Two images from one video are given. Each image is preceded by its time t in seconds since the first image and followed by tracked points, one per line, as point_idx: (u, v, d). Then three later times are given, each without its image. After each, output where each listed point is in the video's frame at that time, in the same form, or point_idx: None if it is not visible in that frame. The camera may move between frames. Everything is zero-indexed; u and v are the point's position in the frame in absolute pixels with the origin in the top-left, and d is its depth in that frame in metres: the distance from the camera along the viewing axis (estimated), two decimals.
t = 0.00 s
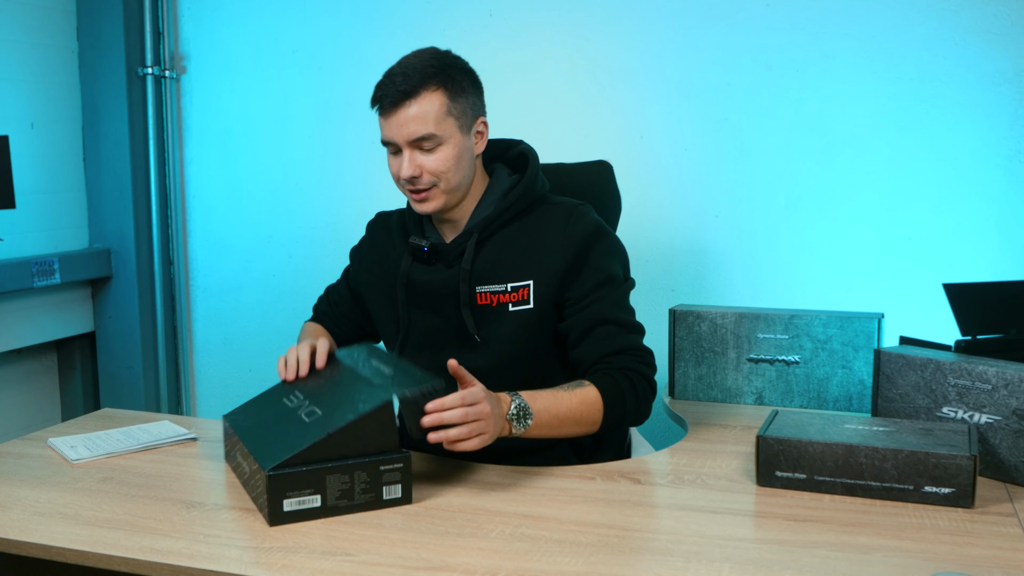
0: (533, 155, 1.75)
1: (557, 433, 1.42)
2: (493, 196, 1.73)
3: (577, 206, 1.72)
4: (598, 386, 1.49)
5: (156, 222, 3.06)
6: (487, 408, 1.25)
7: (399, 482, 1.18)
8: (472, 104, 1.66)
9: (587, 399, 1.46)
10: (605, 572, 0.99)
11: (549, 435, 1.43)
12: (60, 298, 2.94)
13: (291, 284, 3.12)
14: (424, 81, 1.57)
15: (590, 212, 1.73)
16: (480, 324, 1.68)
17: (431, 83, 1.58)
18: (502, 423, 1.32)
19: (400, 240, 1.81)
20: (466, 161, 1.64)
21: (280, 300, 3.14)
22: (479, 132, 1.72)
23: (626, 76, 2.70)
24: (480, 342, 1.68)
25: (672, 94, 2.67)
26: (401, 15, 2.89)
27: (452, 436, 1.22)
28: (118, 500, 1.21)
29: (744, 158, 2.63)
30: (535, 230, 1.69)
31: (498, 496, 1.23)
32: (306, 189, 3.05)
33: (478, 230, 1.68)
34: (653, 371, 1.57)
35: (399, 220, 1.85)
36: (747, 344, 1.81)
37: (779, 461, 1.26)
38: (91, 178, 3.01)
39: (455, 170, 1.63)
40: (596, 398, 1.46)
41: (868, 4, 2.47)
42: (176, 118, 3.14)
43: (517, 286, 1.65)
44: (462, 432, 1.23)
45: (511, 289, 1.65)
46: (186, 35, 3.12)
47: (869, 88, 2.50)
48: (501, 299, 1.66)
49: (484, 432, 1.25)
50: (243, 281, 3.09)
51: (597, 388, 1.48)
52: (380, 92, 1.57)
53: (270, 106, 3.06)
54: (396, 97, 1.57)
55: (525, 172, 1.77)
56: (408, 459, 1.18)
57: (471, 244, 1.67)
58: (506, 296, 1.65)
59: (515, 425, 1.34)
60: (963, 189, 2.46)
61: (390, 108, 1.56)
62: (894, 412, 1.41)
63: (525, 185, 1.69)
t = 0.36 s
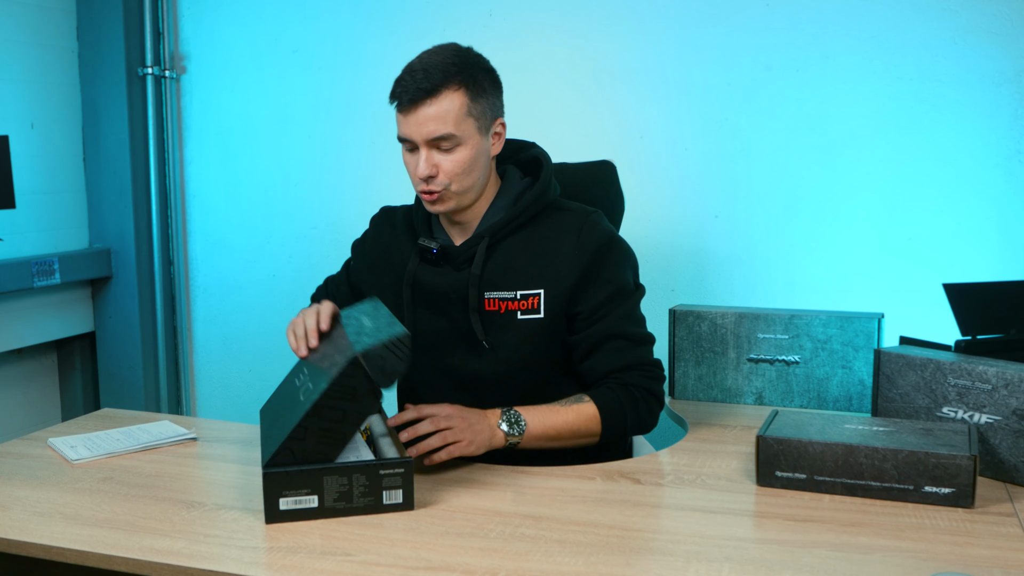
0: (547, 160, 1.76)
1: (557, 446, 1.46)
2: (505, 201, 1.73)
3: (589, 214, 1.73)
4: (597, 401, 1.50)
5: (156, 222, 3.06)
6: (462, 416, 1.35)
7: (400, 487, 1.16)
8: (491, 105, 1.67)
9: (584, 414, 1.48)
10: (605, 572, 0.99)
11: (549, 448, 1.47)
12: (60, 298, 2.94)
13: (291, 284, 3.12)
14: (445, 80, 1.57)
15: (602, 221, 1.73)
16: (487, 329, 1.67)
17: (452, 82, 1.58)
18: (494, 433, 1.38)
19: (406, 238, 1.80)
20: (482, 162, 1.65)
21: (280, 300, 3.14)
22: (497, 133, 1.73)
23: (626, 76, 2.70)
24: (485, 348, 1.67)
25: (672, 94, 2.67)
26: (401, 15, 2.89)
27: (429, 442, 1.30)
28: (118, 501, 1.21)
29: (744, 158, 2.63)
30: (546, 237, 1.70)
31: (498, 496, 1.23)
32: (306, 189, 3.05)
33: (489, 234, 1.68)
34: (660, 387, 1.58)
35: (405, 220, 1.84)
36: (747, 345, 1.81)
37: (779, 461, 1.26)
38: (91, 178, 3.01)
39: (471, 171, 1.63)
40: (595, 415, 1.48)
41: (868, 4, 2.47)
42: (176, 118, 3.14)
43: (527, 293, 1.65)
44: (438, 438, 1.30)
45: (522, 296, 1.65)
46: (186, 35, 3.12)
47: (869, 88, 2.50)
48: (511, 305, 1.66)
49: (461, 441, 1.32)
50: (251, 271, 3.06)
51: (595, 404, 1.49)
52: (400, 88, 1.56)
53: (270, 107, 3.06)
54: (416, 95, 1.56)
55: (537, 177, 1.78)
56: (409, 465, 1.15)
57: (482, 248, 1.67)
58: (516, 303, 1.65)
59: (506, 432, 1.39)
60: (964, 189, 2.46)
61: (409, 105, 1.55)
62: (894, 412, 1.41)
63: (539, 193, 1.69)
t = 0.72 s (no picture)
0: (549, 161, 1.76)
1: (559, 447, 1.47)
2: (507, 203, 1.74)
3: (592, 215, 1.73)
4: (598, 403, 1.52)
5: (156, 222, 3.07)
6: (464, 422, 1.36)
7: (400, 488, 1.16)
8: (496, 106, 1.68)
9: (586, 416, 1.49)
10: (605, 572, 0.99)
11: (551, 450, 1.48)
12: (60, 298, 2.94)
13: (292, 284, 3.12)
14: (452, 80, 1.58)
15: (605, 222, 1.74)
16: (490, 330, 1.67)
17: (458, 83, 1.58)
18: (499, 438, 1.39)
19: (408, 239, 1.79)
20: (486, 163, 1.65)
21: (280, 300, 3.14)
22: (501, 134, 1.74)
23: (626, 76, 2.70)
24: (487, 349, 1.67)
25: (672, 94, 2.67)
26: (402, 15, 2.89)
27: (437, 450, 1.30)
28: (118, 501, 1.21)
29: (744, 158, 2.63)
30: (549, 238, 1.70)
31: (498, 496, 1.23)
32: (306, 189, 3.05)
33: (492, 235, 1.68)
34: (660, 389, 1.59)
35: (404, 220, 1.83)
36: (747, 344, 1.81)
37: (779, 461, 1.26)
38: (91, 179, 3.01)
39: (476, 172, 1.63)
40: (596, 416, 1.50)
41: (868, 4, 2.47)
42: (177, 119, 3.14)
43: (530, 295, 1.65)
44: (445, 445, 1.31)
45: (524, 297, 1.65)
46: (186, 35, 3.12)
47: (869, 88, 2.50)
48: (513, 307, 1.65)
49: (467, 446, 1.33)
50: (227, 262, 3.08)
51: (596, 405, 1.51)
52: (406, 88, 1.56)
53: (270, 107, 3.06)
54: (422, 95, 1.56)
55: (539, 179, 1.79)
56: (409, 465, 1.15)
57: (485, 249, 1.67)
58: (519, 304, 1.65)
59: (510, 435, 1.40)
60: (964, 189, 2.46)
61: (414, 105, 1.56)
62: (894, 412, 1.41)
63: (542, 194, 1.70)
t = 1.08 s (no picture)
0: (540, 160, 1.76)
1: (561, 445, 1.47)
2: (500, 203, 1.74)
3: (584, 213, 1.73)
4: (598, 399, 1.52)
5: (156, 222, 3.07)
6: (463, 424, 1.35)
7: (394, 490, 1.15)
8: (485, 106, 1.68)
9: (586, 413, 1.49)
10: (605, 572, 0.99)
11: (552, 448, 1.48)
12: (60, 298, 2.94)
13: (292, 284, 3.12)
14: (439, 79, 1.58)
15: (598, 219, 1.74)
16: (487, 331, 1.66)
17: (447, 82, 1.59)
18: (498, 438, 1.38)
19: (401, 244, 1.79)
20: (476, 162, 1.65)
21: (280, 300, 3.14)
22: (490, 134, 1.74)
23: (627, 76, 2.70)
24: (485, 351, 1.67)
25: (672, 94, 2.67)
26: (402, 15, 2.89)
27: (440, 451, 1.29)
28: (118, 501, 1.21)
29: (743, 158, 2.63)
30: (544, 237, 1.70)
31: (498, 496, 1.23)
32: (306, 190, 3.05)
33: (486, 235, 1.68)
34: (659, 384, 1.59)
35: (398, 225, 1.83)
36: (747, 345, 1.81)
37: (779, 461, 1.26)
38: (91, 178, 3.01)
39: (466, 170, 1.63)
40: (597, 414, 1.50)
41: (869, 4, 2.47)
42: (176, 119, 3.14)
43: (526, 294, 1.65)
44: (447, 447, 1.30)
45: (520, 297, 1.65)
46: (186, 35, 3.12)
47: (869, 88, 2.50)
48: (510, 307, 1.65)
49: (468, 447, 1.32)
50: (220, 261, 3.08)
51: (596, 402, 1.51)
52: (394, 87, 1.57)
53: (270, 107, 3.06)
54: (410, 94, 1.56)
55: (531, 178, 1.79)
56: (403, 467, 1.14)
57: (480, 249, 1.67)
58: (515, 304, 1.65)
59: (511, 434, 1.40)
60: (964, 189, 2.46)
61: (403, 103, 1.56)
62: (894, 412, 1.41)
63: (534, 193, 1.70)
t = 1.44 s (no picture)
0: (531, 158, 1.75)
1: (549, 440, 1.41)
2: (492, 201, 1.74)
3: (575, 211, 1.73)
4: (586, 394, 1.47)
5: (156, 222, 3.07)
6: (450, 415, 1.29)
7: (352, 500, 1.11)
8: (477, 101, 1.69)
9: (575, 407, 1.44)
10: (605, 572, 0.99)
11: (540, 443, 1.42)
12: (59, 298, 2.93)
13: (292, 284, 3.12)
14: (430, 73, 1.59)
15: (589, 217, 1.73)
16: (477, 328, 1.67)
17: (437, 75, 1.60)
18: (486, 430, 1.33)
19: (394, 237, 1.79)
20: (467, 156, 1.65)
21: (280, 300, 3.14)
22: (483, 130, 1.74)
23: (627, 77, 2.70)
24: (475, 347, 1.68)
25: (672, 94, 2.67)
26: (402, 15, 2.89)
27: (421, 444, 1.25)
28: (118, 500, 1.21)
29: (744, 158, 2.63)
30: (533, 235, 1.70)
31: (498, 496, 1.23)
32: (305, 189, 3.05)
33: (476, 234, 1.68)
34: (647, 380, 1.55)
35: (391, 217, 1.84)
36: (747, 345, 1.81)
37: (779, 461, 1.26)
38: (91, 178, 3.01)
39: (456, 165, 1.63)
40: (586, 410, 1.45)
41: (869, 4, 2.47)
42: (176, 118, 3.14)
43: (515, 292, 1.65)
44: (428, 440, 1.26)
45: (509, 294, 1.65)
46: (185, 35, 3.12)
47: (869, 88, 2.50)
48: (498, 304, 1.66)
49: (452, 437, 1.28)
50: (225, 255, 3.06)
51: (585, 397, 1.47)
52: (385, 81, 1.58)
53: (269, 106, 3.06)
54: (401, 87, 1.57)
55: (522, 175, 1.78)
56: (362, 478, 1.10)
57: (469, 248, 1.67)
58: (504, 301, 1.65)
59: (499, 424, 1.34)
60: (964, 189, 2.46)
61: (394, 97, 1.57)
62: (894, 412, 1.41)
63: (524, 191, 1.69)
